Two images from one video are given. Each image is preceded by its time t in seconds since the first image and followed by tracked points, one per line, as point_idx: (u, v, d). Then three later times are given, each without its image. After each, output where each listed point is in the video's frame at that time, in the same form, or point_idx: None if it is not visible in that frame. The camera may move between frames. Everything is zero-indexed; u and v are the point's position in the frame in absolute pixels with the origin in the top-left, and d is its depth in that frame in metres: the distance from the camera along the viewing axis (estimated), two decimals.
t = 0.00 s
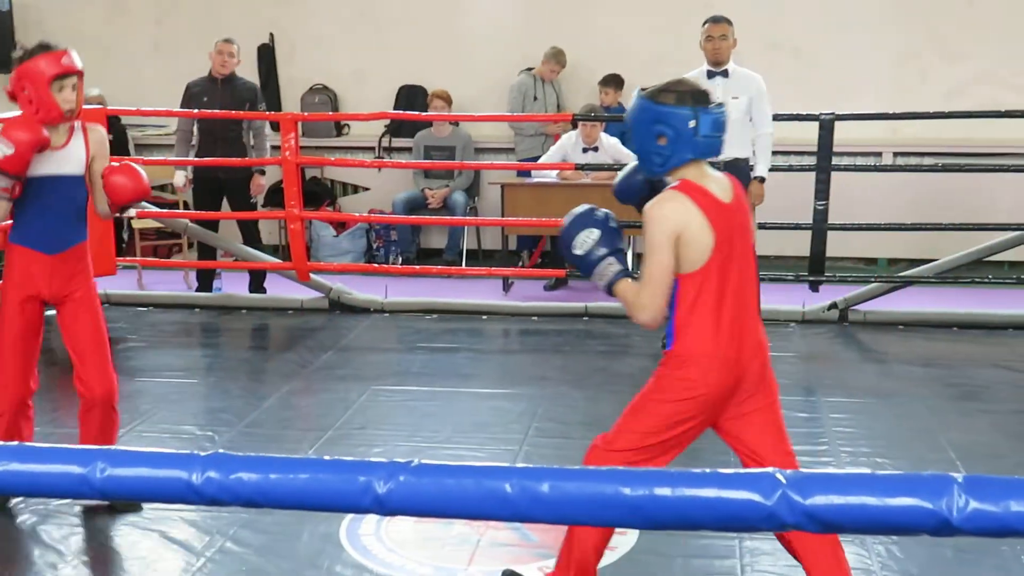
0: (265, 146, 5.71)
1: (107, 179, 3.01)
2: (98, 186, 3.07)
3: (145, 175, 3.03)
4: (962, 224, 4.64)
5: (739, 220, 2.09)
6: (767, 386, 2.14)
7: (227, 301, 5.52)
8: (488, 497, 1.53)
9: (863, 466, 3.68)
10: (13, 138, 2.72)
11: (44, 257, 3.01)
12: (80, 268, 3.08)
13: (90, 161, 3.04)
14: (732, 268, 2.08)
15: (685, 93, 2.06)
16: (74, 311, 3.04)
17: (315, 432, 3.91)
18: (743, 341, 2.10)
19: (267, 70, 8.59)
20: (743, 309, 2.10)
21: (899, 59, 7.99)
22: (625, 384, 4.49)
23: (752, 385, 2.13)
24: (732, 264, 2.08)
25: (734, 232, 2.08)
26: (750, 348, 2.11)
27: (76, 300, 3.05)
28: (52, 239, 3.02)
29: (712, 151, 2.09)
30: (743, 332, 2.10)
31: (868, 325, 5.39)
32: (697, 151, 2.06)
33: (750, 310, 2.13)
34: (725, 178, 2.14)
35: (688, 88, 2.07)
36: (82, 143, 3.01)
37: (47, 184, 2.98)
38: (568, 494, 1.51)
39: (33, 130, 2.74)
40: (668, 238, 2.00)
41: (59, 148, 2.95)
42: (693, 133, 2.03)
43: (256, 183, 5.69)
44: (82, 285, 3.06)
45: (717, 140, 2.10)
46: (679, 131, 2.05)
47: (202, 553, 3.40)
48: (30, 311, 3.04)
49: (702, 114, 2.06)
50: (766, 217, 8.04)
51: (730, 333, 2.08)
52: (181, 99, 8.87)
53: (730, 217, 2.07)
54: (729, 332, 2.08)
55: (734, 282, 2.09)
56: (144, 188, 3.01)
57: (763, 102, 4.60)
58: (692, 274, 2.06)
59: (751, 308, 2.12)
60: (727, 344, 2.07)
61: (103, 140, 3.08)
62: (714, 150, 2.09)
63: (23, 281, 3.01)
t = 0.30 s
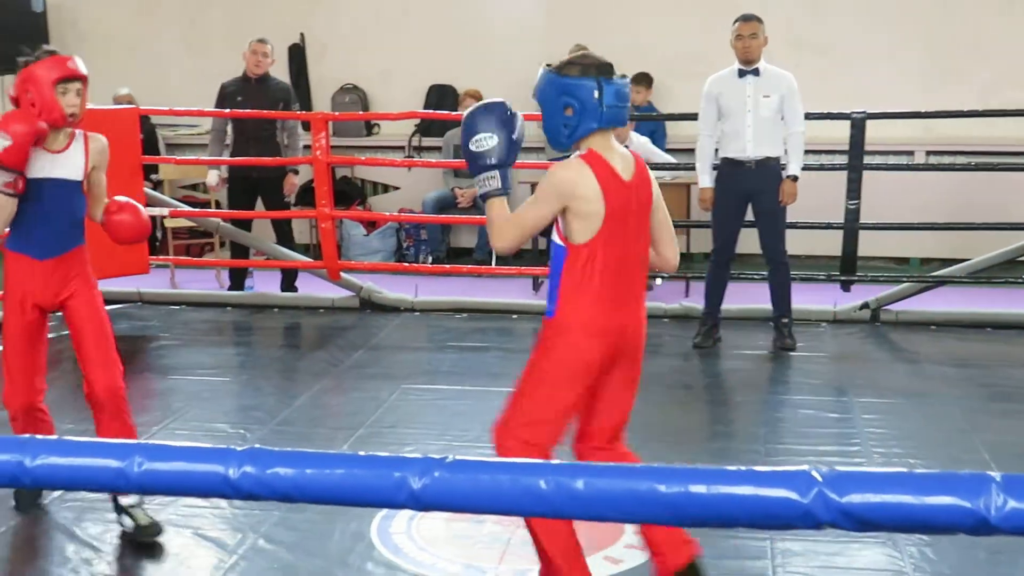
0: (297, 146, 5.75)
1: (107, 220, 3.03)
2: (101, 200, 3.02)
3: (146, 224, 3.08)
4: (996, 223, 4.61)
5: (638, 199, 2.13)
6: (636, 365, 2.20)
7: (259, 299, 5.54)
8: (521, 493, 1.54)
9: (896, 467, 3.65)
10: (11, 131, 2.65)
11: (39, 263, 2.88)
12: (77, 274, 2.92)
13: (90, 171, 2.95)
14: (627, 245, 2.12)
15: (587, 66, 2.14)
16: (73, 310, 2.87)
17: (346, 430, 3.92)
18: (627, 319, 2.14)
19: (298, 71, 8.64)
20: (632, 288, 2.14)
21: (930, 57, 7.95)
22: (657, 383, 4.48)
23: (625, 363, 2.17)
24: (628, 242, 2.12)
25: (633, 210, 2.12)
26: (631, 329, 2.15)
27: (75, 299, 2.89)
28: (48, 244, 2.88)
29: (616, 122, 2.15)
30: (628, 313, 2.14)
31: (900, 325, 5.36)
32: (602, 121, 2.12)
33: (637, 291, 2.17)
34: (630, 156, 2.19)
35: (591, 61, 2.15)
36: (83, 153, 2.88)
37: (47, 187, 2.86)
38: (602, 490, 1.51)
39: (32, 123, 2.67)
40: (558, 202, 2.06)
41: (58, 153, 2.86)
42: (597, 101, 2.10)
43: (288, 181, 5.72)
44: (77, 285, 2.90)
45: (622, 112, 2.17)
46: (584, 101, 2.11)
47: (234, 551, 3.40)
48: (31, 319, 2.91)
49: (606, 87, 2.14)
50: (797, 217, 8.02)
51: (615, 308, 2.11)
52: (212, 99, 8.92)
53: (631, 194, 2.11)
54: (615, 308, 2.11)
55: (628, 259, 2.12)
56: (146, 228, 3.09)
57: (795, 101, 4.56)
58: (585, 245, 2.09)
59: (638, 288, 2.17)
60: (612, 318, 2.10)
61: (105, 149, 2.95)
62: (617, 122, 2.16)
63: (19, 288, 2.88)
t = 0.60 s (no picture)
0: (352, 146, 5.80)
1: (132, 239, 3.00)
2: (129, 244, 3.06)
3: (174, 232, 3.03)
4: None
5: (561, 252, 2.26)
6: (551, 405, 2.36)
7: (313, 298, 5.60)
8: (577, 491, 1.62)
9: (954, 470, 3.59)
10: (63, 203, 2.72)
11: (68, 300, 2.96)
12: (104, 306, 3.01)
13: (122, 218, 3.04)
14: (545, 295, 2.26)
15: (517, 125, 2.25)
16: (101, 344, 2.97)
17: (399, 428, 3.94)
18: (539, 363, 2.29)
19: (351, 71, 8.70)
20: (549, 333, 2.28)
21: (991, 54, 7.83)
22: (710, 383, 4.46)
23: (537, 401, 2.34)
24: (546, 291, 2.25)
25: (553, 265, 2.25)
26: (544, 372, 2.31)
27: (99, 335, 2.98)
28: (80, 284, 2.97)
29: (545, 178, 2.28)
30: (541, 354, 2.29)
31: (958, 326, 5.29)
32: (532, 179, 2.24)
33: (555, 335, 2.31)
34: (561, 213, 2.31)
35: (522, 121, 2.26)
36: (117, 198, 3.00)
37: (85, 240, 2.97)
38: (658, 491, 1.58)
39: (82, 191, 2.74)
40: (483, 257, 2.20)
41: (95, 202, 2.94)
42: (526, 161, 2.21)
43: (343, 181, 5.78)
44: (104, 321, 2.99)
45: (550, 168, 2.29)
46: (513, 161, 2.23)
47: (289, 546, 3.44)
48: (53, 352, 3.00)
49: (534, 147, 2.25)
50: (853, 216, 7.93)
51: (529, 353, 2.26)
52: (267, 99, 9.01)
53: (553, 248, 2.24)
54: (528, 354, 2.26)
55: (545, 308, 2.26)
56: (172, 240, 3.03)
57: (850, 99, 4.52)
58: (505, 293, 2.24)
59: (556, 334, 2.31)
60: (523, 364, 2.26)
61: (136, 195, 3.06)
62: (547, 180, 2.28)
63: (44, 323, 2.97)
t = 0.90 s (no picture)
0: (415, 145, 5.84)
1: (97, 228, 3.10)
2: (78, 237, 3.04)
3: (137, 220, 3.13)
4: None
5: (470, 197, 2.52)
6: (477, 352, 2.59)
7: (376, 296, 5.65)
8: (643, 490, 1.56)
9: None
10: (16, 197, 2.67)
11: (23, 299, 2.93)
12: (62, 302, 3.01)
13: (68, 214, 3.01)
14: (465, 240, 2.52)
15: (407, 68, 2.47)
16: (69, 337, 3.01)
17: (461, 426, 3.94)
18: (465, 310, 2.53)
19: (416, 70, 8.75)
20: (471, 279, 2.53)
21: None
22: (774, 383, 4.42)
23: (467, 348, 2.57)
24: (462, 234, 2.51)
25: (466, 209, 2.51)
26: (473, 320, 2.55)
27: (69, 325, 3.02)
28: (33, 280, 2.94)
29: (439, 115, 2.48)
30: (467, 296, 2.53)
31: None
32: (424, 118, 2.45)
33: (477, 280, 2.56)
34: (460, 149, 2.55)
35: (413, 63, 2.48)
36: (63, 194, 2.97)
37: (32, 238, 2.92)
38: (722, 490, 1.52)
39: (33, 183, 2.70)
40: (398, 203, 2.43)
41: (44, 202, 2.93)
42: (413, 104, 2.41)
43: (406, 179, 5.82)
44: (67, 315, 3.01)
45: (443, 108, 2.50)
46: (403, 105, 2.45)
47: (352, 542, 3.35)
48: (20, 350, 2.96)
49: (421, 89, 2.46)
50: (921, 215, 7.81)
51: (455, 297, 2.50)
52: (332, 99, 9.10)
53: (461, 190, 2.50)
54: (453, 298, 2.50)
55: (465, 253, 2.52)
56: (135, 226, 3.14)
57: (920, 97, 4.45)
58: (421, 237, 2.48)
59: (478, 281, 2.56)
60: (450, 308, 2.50)
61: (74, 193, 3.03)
62: (441, 118, 2.49)
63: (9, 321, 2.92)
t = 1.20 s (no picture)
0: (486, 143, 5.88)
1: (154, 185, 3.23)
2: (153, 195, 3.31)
3: (191, 180, 3.24)
4: None
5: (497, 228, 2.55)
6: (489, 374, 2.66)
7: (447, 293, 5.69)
8: (719, 490, 1.69)
9: None
10: (86, 167, 2.95)
11: (108, 259, 3.22)
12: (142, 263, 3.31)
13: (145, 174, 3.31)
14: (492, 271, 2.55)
15: (448, 105, 2.50)
16: (151, 298, 3.31)
17: (532, 424, 3.96)
18: (485, 338, 2.56)
19: (488, 68, 8.78)
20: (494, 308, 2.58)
21: None
22: (848, 384, 4.37)
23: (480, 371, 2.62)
24: (484, 261, 2.52)
25: (493, 241, 2.54)
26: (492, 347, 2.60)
27: (150, 294, 3.31)
28: (118, 243, 3.24)
29: (473, 155, 2.53)
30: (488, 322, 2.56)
31: None
32: (457, 157, 2.50)
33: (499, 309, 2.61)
34: (493, 186, 2.58)
35: (454, 100, 2.50)
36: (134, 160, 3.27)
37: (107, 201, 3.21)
38: (801, 492, 1.64)
39: (100, 152, 2.99)
40: (427, 231, 2.45)
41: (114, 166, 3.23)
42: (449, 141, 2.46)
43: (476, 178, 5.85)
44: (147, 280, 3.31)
45: (479, 146, 2.54)
46: (438, 141, 2.49)
47: (423, 539, 3.37)
48: (103, 309, 3.26)
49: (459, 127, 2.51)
50: (1002, 214, 7.64)
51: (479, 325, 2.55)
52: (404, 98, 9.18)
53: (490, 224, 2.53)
54: (476, 328, 2.54)
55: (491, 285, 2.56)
56: (190, 185, 3.26)
57: (1000, 95, 4.36)
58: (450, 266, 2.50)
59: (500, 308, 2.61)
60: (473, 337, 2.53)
61: (150, 157, 3.35)
62: (476, 158, 2.53)
63: (97, 282, 3.22)
